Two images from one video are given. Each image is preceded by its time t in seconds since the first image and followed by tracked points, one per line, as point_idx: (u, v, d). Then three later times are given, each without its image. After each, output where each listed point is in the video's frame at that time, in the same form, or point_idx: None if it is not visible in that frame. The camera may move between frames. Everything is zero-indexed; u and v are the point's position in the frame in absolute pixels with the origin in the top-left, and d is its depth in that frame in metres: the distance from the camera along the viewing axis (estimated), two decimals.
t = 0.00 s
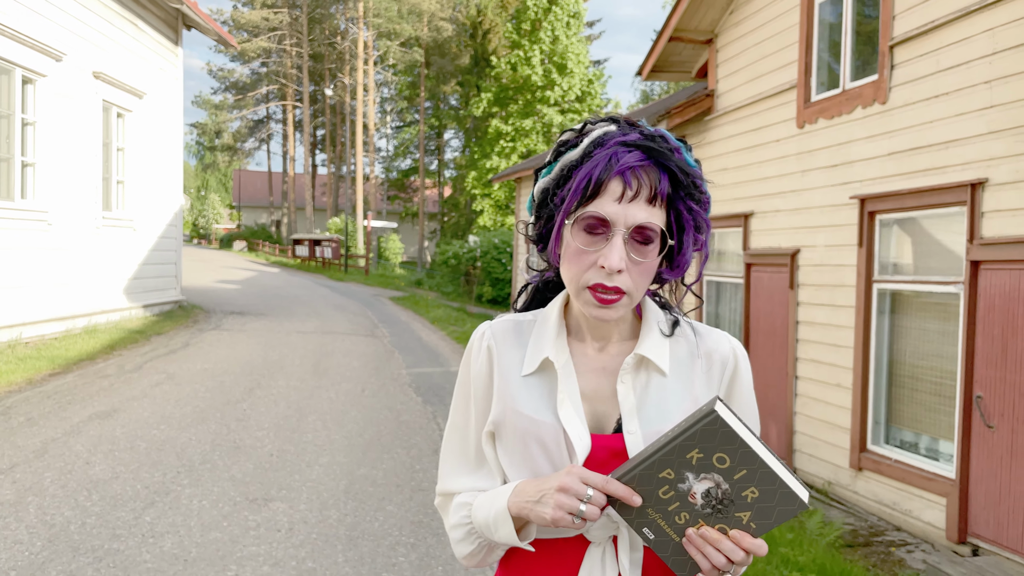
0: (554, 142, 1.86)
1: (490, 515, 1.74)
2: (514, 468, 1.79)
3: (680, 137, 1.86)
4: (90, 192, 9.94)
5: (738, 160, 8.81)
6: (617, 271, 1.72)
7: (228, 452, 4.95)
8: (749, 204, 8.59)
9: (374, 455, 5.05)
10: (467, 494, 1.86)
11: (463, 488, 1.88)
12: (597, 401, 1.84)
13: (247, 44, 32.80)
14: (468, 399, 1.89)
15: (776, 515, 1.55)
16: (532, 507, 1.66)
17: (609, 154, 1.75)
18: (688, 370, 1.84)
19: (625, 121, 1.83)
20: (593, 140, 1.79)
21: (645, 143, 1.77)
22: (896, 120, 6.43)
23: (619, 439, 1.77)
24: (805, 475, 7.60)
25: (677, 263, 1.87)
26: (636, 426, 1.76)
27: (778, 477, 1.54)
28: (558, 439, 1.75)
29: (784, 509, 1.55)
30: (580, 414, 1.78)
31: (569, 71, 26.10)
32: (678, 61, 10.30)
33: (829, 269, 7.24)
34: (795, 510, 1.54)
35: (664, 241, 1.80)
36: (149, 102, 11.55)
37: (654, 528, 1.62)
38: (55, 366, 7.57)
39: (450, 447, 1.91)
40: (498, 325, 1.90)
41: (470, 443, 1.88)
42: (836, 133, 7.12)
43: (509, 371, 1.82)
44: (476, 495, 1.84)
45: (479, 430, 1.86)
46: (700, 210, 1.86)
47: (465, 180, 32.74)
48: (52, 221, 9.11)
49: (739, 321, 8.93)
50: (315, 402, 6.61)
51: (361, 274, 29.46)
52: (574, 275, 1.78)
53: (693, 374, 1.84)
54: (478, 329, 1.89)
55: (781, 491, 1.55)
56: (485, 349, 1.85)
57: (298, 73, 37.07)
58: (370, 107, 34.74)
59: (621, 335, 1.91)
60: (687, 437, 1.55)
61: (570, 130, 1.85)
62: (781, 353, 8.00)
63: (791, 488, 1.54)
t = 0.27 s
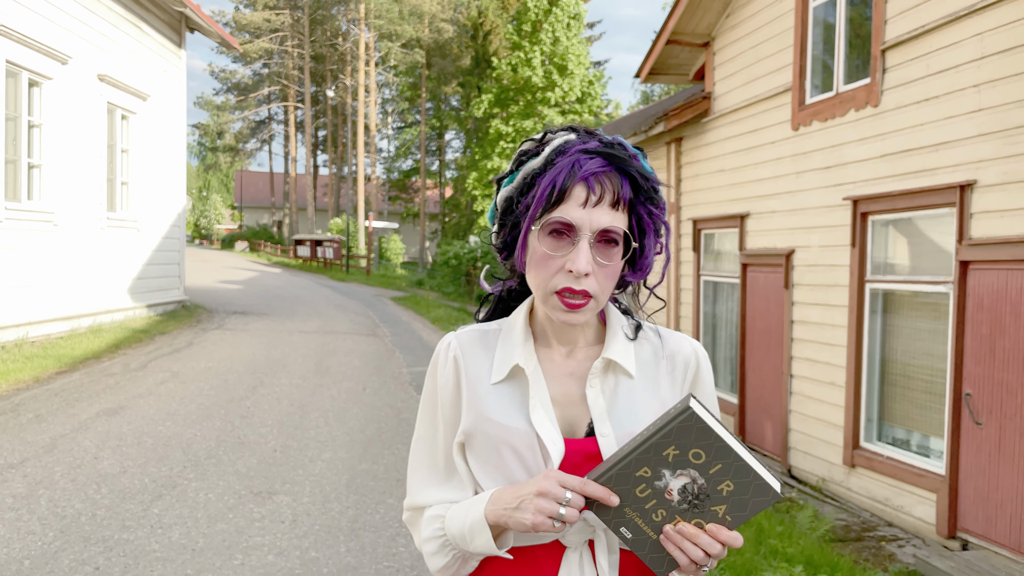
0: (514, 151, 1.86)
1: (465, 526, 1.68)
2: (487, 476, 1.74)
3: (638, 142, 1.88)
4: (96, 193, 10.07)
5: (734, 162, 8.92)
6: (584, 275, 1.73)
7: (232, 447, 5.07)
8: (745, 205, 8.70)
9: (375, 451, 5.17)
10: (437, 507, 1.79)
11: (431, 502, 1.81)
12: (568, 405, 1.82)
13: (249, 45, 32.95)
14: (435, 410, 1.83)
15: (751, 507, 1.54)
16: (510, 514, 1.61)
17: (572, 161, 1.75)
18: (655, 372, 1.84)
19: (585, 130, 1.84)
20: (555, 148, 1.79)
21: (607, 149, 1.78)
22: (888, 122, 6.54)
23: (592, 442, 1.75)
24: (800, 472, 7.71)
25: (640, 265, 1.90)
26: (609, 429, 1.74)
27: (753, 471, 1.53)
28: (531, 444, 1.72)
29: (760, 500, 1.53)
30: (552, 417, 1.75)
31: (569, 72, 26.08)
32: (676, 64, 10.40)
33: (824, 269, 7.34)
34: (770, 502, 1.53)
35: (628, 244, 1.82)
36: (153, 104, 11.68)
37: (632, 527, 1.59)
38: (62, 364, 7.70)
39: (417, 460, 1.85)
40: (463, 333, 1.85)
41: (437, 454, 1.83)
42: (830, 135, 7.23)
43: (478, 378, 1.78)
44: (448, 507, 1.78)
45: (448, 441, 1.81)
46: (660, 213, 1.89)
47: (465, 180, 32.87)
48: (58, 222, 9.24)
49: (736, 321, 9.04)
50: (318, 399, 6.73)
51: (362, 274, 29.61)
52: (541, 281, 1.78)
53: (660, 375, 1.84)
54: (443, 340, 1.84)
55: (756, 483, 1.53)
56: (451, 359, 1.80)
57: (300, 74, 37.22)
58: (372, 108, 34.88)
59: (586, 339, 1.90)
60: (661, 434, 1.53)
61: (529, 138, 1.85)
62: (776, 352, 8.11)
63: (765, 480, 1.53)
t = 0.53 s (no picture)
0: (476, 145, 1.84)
1: (440, 527, 1.62)
2: (464, 477, 1.70)
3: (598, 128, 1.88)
4: (102, 195, 10.20)
5: (733, 164, 9.02)
6: (559, 254, 1.69)
7: (239, 445, 5.19)
8: (744, 206, 8.80)
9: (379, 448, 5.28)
10: (411, 513, 1.73)
11: (404, 509, 1.75)
12: (545, 400, 1.77)
13: (252, 47, 33.12)
14: (406, 413, 1.79)
15: (729, 435, 1.57)
16: (487, 506, 1.55)
17: (537, 144, 1.73)
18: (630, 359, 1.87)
19: (545, 118, 1.83)
20: (518, 135, 1.77)
21: (570, 130, 1.76)
22: (883, 126, 6.64)
23: (571, 433, 1.71)
24: (798, 470, 7.81)
25: (611, 249, 1.88)
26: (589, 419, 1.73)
27: (718, 395, 1.58)
28: (509, 441, 1.69)
29: (734, 426, 1.57)
30: (530, 411, 1.71)
31: (571, 74, 26.19)
32: (676, 67, 10.51)
33: (821, 270, 7.44)
34: (746, 422, 1.56)
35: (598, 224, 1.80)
36: (158, 106, 11.81)
37: (618, 496, 1.57)
38: (70, 364, 7.82)
39: (388, 466, 1.79)
40: (434, 333, 1.82)
41: (411, 459, 1.78)
42: (827, 138, 7.33)
43: (452, 377, 1.75)
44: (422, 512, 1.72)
45: (421, 444, 1.76)
46: (627, 195, 1.87)
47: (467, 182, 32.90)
48: (65, 223, 9.36)
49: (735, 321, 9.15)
50: (322, 398, 6.85)
51: (365, 275, 29.77)
52: (514, 267, 1.73)
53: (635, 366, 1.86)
54: (414, 340, 1.80)
55: (725, 407, 1.57)
56: (424, 359, 1.76)
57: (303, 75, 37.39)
58: (375, 109, 35.04)
59: (560, 333, 1.87)
60: (623, 381, 1.58)
61: (490, 131, 1.83)
62: (775, 352, 8.21)
63: (734, 402, 1.58)
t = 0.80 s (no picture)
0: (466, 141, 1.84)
1: (427, 534, 1.63)
2: (457, 478, 1.70)
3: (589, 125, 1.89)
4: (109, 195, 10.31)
5: (733, 165, 9.12)
6: (552, 252, 1.70)
7: (247, 440, 5.29)
8: (744, 207, 8.90)
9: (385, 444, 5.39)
10: (396, 516, 1.73)
11: (392, 510, 1.74)
12: (538, 402, 1.79)
13: (255, 47, 33.23)
14: (395, 414, 1.78)
15: (723, 475, 1.55)
16: (474, 519, 1.56)
17: (529, 142, 1.74)
18: (622, 361, 1.85)
19: (535, 114, 1.84)
20: (509, 132, 1.78)
21: (562, 128, 1.77)
22: (881, 127, 6.74)
23: (567, 438, 1.73)
24: (796, 468, 7.90)
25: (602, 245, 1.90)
26: (583, 424, 1.74)
27: (719, 435, 1.55)
28: (502, 443, 1.69)
29: (731, 466, 1.55)
30: (524, 415, 1.72)
31: (574, 74, 26.27)
32: (677, 68, 10.60)
33: (820, 270, 7.53)
34: (742, 465, 1.54)
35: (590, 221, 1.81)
36: (164, 107, 11.92)
37: (606, 518, 1.57)
38: (78, 362, 7.93)
39: (376, 467, 1.78)
40: (423, 333, 1.81)
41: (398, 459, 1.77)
42: (825, 140, 7.43)
43: (444, 378, 1.74)
44: (407, 515, 1.72)
45: (411, 445, 1.75)
46: (618, 191, 1.89)
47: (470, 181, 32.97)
48: (73, 222, 9.47)
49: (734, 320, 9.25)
50: (328, 395, 6.96)
51: (368, 274, 29.89)
52: (507, 265, 1.74)
53: (628, 367, 1.85)
54: (403, 340, 1.79)
55: (723, 446, 1.55)
56: (413, 359, 1.75)
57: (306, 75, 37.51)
58: (377, 109, 35.14)
59: (552, 333, 1.89)
60: (623, 412, 1.53)
61: (481, 126, 1.84)
62: (774, 351, 8.31)
63: (734, 443, 1.55)
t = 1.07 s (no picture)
0: (478, 141, 1.78)
1: (453, 542, 1.57)
2: (471, 486, 1.66)
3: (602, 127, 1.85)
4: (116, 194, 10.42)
5: (733, 165, 9.21)
6: (570, 262, 1.67)
7: (254, 435, 5.40)
8: (744, 206, 8.99)
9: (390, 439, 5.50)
10: (412, 522, 1.64)
11: (403, 518, 1.66)
12: (550, 406, 1.75)
13: (258, 47, 33.33)
14: (402, 419, 1.71)
15: (757, 513, 1.58)
16: (510, 534, 1.53)
17: (547, 146, 1.68)
18: (632, 364, 1.83)
19: (549, 114, 1.78)
20: (525, 134, 1.72)
21: (579, 132, 1.73)
22: (879, 128, 6.82)
23: (581, 444, 1.69)
24: (795, 464, 8.00)
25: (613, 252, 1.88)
26: (596, 428, 1.70)
27: (762, 480, 1.55)
28: (519, 450, 1.65)
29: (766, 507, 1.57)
30: (538, 420, 1.68)
31: (576, 74, 26.30)
32: (678, 69, 10.68)
33: (819, 269, 7.62)
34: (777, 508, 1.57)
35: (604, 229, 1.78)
36: (169, 106, 12.02)
37: (635, 538, 1.58)
38: (86, 359, 8.04)
39: (382, 472, 1.70)
40: (430, 335, 1.74)
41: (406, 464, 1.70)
42: (824, 140, 7.51)
43: (454, 384, 1.69)
44: (425, 521, 1.64)
45: (421, 450, 1.69)
46: (630, 196, 1.86)
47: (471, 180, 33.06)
48: (80, 221, 9.57)
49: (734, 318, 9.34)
50: (333, 391, 7.07)
51: (371, 272, 30.03)
52: (523, 275, 1.69)
53: (637, 369, 1.82)
54: (409, 342, 1.71)
55: (762, 491, 1.56)
56: (422, 363, 1.68)
57: (308, 74, 37.60)
58: (379, 108, 35.23)
59: (560, 335, 1.84)
60: (675, 449, 1.52)
61: (493, 126, 1.78)
62: (773, 350, 8.40)
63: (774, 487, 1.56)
